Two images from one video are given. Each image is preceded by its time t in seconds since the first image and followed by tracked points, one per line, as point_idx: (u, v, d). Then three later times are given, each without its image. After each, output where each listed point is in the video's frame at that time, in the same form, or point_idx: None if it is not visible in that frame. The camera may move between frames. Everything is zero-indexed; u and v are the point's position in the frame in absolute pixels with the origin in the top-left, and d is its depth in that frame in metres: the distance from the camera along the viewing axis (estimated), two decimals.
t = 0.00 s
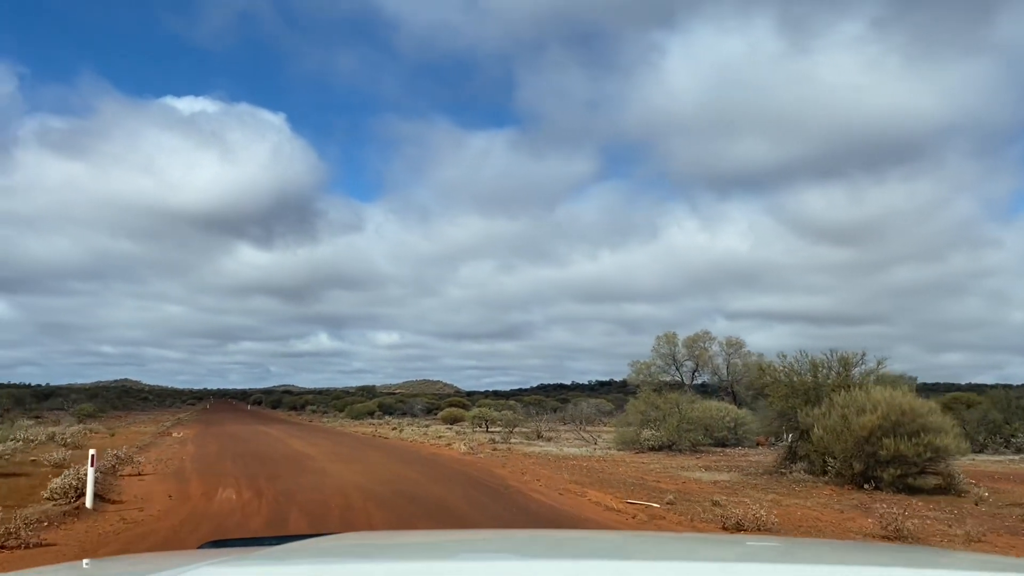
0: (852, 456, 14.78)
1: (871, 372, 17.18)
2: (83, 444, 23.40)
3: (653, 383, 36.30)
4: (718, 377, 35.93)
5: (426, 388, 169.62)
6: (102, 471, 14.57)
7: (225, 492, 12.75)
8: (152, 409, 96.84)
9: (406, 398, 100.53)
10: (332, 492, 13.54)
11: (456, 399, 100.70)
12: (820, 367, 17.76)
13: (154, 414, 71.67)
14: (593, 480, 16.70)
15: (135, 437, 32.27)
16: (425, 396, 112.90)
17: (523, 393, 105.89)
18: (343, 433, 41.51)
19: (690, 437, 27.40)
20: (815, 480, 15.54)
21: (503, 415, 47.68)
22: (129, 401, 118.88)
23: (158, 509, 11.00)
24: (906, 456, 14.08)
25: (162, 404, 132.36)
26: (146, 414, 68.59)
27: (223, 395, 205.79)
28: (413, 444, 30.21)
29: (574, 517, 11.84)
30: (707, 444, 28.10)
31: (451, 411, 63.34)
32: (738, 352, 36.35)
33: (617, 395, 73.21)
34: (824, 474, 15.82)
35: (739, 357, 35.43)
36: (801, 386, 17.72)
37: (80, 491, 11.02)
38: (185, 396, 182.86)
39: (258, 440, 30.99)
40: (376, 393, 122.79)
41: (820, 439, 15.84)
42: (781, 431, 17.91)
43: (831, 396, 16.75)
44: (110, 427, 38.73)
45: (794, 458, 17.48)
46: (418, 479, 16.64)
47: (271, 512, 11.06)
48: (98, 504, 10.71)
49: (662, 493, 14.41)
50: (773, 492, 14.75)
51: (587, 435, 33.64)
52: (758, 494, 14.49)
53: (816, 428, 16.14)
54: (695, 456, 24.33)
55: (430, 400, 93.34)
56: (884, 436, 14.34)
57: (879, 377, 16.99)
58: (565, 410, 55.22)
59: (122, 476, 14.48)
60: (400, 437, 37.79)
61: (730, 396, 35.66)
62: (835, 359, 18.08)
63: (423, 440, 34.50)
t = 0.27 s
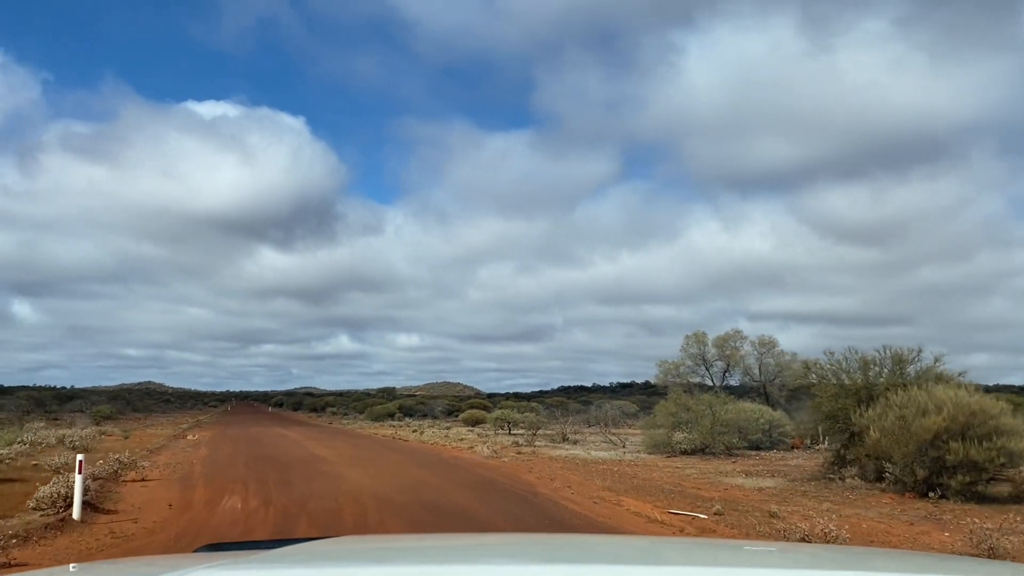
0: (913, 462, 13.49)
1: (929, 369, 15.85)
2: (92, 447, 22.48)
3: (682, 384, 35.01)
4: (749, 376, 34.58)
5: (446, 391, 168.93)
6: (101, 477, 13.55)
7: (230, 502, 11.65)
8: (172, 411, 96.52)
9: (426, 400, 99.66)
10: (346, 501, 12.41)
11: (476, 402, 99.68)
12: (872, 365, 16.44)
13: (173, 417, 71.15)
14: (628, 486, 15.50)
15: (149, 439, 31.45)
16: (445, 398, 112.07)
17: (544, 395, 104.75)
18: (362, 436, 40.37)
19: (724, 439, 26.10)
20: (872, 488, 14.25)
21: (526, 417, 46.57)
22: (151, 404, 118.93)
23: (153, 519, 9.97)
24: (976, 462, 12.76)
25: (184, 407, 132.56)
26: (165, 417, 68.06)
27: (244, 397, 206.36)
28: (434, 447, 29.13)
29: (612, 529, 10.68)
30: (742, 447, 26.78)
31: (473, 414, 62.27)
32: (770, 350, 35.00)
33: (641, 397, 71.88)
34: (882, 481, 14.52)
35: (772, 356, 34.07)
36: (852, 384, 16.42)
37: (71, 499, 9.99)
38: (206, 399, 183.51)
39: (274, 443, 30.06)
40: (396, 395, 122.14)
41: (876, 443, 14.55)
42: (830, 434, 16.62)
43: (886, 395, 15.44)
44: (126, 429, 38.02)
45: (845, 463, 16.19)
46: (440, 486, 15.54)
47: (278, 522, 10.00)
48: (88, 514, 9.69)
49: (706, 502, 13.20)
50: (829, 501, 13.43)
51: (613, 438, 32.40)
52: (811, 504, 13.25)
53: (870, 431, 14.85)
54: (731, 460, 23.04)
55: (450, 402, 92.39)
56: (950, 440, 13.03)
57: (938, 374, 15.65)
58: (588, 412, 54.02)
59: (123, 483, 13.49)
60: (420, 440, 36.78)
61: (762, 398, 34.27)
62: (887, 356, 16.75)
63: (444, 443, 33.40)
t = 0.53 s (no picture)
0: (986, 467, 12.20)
1: (996, 366, 14.51)
2: (101, 450, 21.67)
3: (713, 385, 33.66)
4: (783, 376, 33.17)
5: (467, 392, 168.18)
6: (98, 484, 12.64)
7: (233, 512, 10.68)
8: (194, 414, 96.34)
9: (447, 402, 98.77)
10: (361, 511, 11.38)
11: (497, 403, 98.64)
12: (931, 361, 15.12)
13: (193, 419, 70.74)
14: (667, 493, 14.31)
15: (164, 442, 30.63)
16: (466, 399, 111.08)
17: (566, 397, 103.52)
18: (382, 437, 39.43)
19: (761, 442, 24.78)
20: (938, 497, 12.96)
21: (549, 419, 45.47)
22: (172, 405, 119.03)
23: (145, 532, 8.94)
24: None
25: (206, 408, 132.81)
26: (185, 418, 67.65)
27: (266, 399, 206.95)
28: (457, 451, 28.05)
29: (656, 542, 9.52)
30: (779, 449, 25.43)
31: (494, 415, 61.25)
32: (805, 349, 33.57)
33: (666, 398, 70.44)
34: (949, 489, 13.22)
35: (807, 354, 32.67)
36: (910, 382, 15.10)
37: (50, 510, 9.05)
38: (228, 400, 184.15)
39: (291, 446, 29.13)
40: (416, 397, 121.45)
41: (941, 446, 13.25)
42: (884, 437, 15.34)
43: (949, 394, 14.12)
44: (143, 432, 37.35)
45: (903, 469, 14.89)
46: (464, 492, 14.43)
47: (284, 533, 8.96)
48: (72, 528, 8.67)
49: (756, 512, 11.98)
50: (893, 511, 12.18)
51: (641, 441, 31.18)
52: (873, 514, 12.01)
53: (933, 433, 13.55)
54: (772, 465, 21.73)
55: (471, 403, 91.39)
56: None
57: (1007, 371, 14.31)
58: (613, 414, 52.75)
59: (121, 491, 12.51)
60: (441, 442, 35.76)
61: (797, 399, 32.90)
62: (947, 352, 15.42)
63: (466, 446, 32.34)
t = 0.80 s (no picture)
0: None
1: None
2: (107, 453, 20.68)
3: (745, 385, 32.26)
4: (818, 376, 31.71)
5: (485, 394, 167.16)
6: (91, 492, 11.57)
7: (234, 525, 9.54)
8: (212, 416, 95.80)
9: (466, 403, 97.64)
10: (378, 523, 10.21)
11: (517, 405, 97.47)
12: (1003, 357, 13.72)
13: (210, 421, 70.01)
14: (712, 502, 13.03)
15: (176, 444, 29.69)
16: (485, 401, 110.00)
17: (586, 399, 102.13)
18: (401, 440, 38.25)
19: (801, 444, 23.38)
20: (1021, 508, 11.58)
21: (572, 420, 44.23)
22: (192, 407, 118.80)
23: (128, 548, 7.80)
24: None
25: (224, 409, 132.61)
26: (202, 420, 66.91)
27: (285, 401, 207.07)
28: (480, 454, 26.86)
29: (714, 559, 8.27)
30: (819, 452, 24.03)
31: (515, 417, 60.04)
32: (841, 348, 32.09)
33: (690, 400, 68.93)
34: None
35: (844, 353, 31.16)
36: (979, 381, 13.72)
37: (19, 525, 7.96)
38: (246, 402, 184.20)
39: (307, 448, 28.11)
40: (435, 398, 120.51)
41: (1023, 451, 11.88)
42: (946, 440, 14.03)
43: None
44: (156, 434, 36.45)
45: (971, 475, 13.52)
46: (490, 500, 13.25)
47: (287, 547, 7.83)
48: (41, 546, 7.53)
49: (818, 525, 10.69)
50: (973, 523, 10.86)
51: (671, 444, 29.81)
52: (950, 527, 10.70)
53: (1013, 437, 12.17)
54: (815, 470, 20.33)
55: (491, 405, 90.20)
56: None
57: None
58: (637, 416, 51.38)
59: (116, 499, 11.44)
60: (461, 444, 34.65)
61: (833, 399, 31.46)
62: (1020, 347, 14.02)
63: (487, 449, 31.14)
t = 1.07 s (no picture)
0: None
1: None
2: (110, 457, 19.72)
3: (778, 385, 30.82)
4: (855, 375, 30.24)
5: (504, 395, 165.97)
6: (76, 502, 10.53)
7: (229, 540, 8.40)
8: (231, 418, 95.22)
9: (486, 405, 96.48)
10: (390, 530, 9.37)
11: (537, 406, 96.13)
12: None
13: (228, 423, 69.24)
14: (761, 513, 11.76)
15: (186, 447, 28.73)
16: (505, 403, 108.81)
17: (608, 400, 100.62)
18: (419, 443, 37.18)
19: (843, 448, 21.94)
20: None
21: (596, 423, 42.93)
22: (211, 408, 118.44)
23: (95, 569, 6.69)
24: None
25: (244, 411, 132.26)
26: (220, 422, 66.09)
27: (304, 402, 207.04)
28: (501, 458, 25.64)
29: None
30: (863, 456, 22.56)
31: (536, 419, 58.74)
32: (879, 345, 30.57)
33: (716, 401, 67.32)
34: None
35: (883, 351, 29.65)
36: None
37: None
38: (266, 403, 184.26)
39: (321, 452, 27.03)
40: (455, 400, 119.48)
41: None
42: (1021, 444, 12.64)
43: None
44: (170, 436, 35.57)
45: None
46: (515, 510, 12.06)
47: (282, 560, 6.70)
48: None
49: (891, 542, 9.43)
50: None
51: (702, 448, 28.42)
52: None
53: None
54: (862, 475, 18.92)
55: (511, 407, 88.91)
56: None
57: None
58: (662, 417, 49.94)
59: (102, 510, 10.38)
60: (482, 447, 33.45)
61: (871, 400, 29.95)
62: None
63: (509, 452, 29.92)
